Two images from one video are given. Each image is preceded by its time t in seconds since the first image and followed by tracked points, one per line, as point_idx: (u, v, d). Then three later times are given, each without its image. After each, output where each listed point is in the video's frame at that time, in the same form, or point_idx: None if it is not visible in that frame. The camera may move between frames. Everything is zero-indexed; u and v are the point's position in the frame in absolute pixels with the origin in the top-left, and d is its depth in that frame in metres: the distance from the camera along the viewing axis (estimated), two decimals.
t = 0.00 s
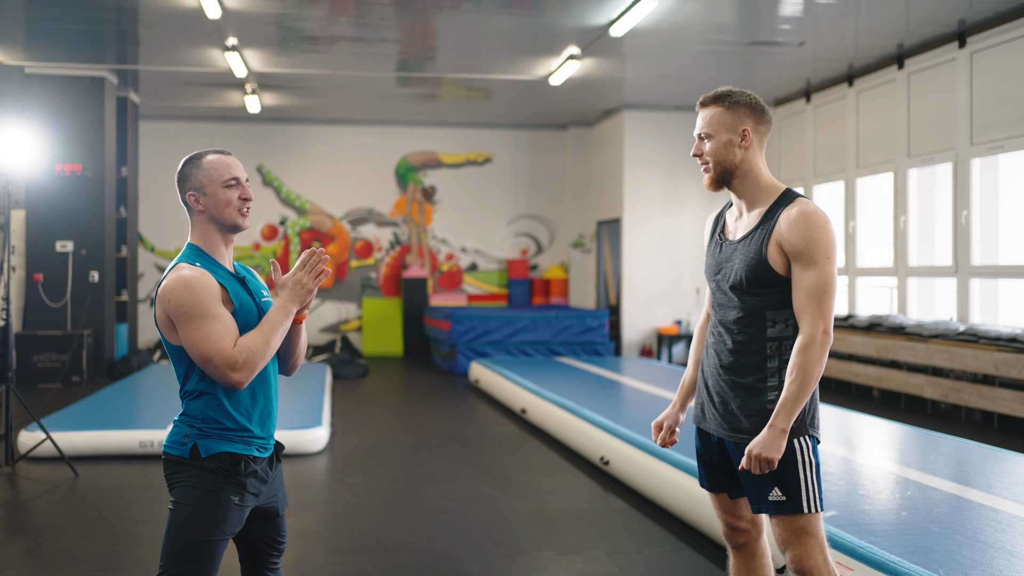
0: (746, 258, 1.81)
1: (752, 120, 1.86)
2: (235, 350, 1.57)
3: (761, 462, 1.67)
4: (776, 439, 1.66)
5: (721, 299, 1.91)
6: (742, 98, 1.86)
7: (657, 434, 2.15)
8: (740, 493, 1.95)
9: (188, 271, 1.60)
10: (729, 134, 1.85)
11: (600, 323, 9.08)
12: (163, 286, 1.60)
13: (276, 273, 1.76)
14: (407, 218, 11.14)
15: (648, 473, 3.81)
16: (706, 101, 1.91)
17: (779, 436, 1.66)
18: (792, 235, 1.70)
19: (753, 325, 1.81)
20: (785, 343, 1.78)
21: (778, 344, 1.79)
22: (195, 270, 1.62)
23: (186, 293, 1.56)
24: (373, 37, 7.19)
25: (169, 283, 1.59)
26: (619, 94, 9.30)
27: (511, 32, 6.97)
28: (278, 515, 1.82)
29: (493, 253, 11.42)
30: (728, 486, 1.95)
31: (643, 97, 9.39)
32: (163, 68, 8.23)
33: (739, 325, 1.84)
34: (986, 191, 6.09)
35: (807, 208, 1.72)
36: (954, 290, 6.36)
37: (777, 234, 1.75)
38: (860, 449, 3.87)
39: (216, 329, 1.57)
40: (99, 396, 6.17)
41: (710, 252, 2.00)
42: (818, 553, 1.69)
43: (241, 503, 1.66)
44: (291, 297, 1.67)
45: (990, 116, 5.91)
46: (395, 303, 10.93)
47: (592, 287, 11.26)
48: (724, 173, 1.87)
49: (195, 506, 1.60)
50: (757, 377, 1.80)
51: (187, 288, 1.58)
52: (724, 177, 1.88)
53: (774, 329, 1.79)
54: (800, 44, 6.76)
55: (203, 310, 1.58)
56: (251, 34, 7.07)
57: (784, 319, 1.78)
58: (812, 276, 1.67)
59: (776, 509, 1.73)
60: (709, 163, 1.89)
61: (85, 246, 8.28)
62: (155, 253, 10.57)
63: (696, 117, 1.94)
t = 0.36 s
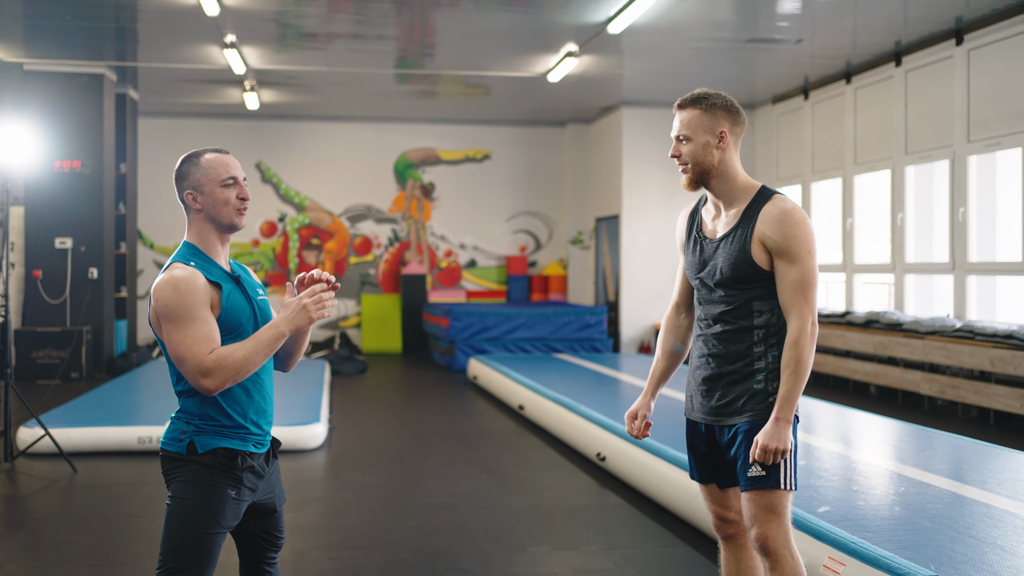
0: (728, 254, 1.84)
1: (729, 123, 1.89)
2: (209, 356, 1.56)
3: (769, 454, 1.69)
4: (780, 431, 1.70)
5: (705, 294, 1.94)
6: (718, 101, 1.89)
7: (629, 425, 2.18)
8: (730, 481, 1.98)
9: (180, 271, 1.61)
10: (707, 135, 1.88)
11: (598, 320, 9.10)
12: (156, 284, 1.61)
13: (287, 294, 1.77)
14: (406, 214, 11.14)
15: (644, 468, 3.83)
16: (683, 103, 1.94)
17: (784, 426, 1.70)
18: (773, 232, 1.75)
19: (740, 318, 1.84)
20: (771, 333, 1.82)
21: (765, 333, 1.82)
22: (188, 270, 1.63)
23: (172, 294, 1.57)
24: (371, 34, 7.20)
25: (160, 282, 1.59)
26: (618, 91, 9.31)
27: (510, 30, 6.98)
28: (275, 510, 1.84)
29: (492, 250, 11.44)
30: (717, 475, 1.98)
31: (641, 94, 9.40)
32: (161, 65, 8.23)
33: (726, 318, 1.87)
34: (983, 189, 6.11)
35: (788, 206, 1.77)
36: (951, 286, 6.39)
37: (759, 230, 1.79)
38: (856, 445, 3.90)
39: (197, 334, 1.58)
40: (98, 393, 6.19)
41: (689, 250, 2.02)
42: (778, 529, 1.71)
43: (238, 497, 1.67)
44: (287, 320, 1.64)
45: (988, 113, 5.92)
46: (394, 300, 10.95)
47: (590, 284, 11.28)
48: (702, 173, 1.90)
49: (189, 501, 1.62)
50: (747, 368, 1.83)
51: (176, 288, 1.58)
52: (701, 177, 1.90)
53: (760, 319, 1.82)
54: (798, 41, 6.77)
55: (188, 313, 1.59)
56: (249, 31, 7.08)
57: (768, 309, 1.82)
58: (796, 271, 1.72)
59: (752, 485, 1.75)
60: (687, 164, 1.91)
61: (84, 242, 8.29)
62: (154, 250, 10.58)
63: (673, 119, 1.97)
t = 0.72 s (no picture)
0: (721, 250, 1.87)
1: (722, 121, 1.91)
2: (200, 357, 1.57)
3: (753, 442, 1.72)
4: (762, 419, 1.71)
5: (702, 291, 1.96)
6: (711, 99, 1.91)
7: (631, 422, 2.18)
8: (732, 475, 1.98)
9: (180, 269, 1.62)
10: (701, 134, 1.90)
11: (599, 316, 9.11)
12: (156, 280, 1.62)
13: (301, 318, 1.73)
14: (406, 211, 11.15)
15: (644, 465, 3.84)
16: (677, 102, 1.95)
17: (766, 415, 1.71)
18: (759, 225, 1.77)
19: (736, 313, 1.86)
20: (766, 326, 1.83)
21: (760, 327, 1.83)
22: (187, 267, 1.64)
23: (170, 292, 1.57)
24: (372, 31, 7.20)
25: (160, 280, 1.60)
26: (619, 88, 9.30)
27: (510, 27, 6.98)
28: (274, 506, 1.85)
29: (492, 246, 11.44)
30: (718, 467, 1.99)
31: (642, 91, 9.40)
32: (161, 61, 8.23)
33: (722, 313, 1.89)
34: (983, 186, 6.12)
35: (774, 198, 1.78)
36: (951, 283, 6.40)
37: (747, 225, 1.81)
38: (856, 442, 3.91)
39: (189, 334, 1.58)
40: (99, 389, 6.20)
41: (687, 249, 2.04)
42: (777, 522, 1.75)
43: (237, 493, 1.69)
44: (285, 338, 1.61)
45: (989, 109, 5.92)
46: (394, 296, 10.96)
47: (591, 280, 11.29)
48: (695, 170, 1.92)
49: (189, 496, 1.63)
50: (744, 361, 1.85)
51: (173, 286, 1.59)
52: (695, 174, 1.92)
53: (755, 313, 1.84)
54: (799, 38, 6.76)
55: (182, 312, 1.59)
56: (250, 28, 7.08)
57: (762, 303, 1.83)
58: (782, 262, 1.73)
59: (749, 478, 1.78)
60: (681, 162, 1.93)
61: (85, 239, 8.30)
62: (155, 246, 10.59)
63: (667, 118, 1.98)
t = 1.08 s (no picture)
0: (736, 243, 1.90)
1: (741, 115, 1.93)
2: (200, 352, 1.59)
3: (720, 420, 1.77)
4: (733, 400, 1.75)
5: (722, 286, 1.99)
6: (731, 93, 1.93)
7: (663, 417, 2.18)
8: (755, 467, 2.00)
9: (188, 262, 1.63)
10: (720, 128, 1.92)
11: (601, 312, 9.12)
12: (164, 273, 1.63)
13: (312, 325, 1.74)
14: (409, 207, 11.16)
15: (648, 460, 3.86)
16: (699, 95, 1.97)
17: (737, 398, 1.75)
18: (768, 217, 1.80)
19: (753, 306, 1.89)
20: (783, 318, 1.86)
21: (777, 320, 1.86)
22: (196, 261, 1.65)
23: (178, 284, 1.58)
24: (374, 26, 7.20)
25: (169, 273, 1.61)
26: (622, 84, 9.30)
27: (513, 22, 6.98)
28: (282, 498, 1.87)
29: (495, 242, 11.45)
30: (741, 460, 2.01)
31: (645, 87, 9.39)
32: (165, 57, 8.24)
33: (741, 306, 1.92)
34: (987, 182, 6.11)
35: (789, 190, 1.80)
36: (953, 279, 6.39)
37: (757, 217, 1.84)
38: (859, 436, 3.92)
39: (192, 328, 1.60)
40: (104, 384, 6.23)
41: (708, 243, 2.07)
42: (798, 517, 1.80)
43: (246, 484, 1.70)
44: (287, 344, 1.63)
45: (992, 105, 5.91)
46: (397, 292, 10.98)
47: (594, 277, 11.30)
48: (714, 164, 1.94)
49: (198, 488, 1.64)
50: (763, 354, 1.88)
51: (181, 278, 1.60)
52: (713, 167, 1.95)
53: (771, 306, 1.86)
54: (802, 34, 6.75)
55: (188, 305, 1.60)
56: (253, 23, 7.09)
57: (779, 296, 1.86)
58: (785, 252, 1.76)
59: (773, 473, 1.82)
60: (700, 155, 1.96)
61: (88, 234, 8.32)
62: (158, 242, 10.61)
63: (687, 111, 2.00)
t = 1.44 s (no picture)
0: (779, 236, 1.92)
1: (794, 108, 1.95)
2: (209, 344, 1.61)
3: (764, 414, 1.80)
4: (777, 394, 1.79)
5: (760, 278, 2.01)
6: (788, 86, 1.95)
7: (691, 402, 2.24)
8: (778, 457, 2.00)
9: (199, 254, 1.65)
10: (773, 119, 1.94)
11: (604, 308, 9.14)
12: (175, 263, 1.65)
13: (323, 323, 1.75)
14: (411, 203, 11.18)
15: (652, 454, 3.88)
16: (754, 84, 1.99)
17: (780, 392, 1.79)
18: (818, 212, 1.82)
19: (789, 301, 1.92)
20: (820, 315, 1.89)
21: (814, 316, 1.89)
22: (206, 252, 1.67)
23: (188, 276, 1.60)
24: (377, 21, 7.20)
25: (180, 264, 1.63)
26: (625, 79, 9.30)
27: (516, 17, 6.98)
28: (291, 488, 1.89)
29: (497, 238, 11.47)
30: (752, 443, 2.02)
31: (648, 82, 9.39)
32: (168, 53, 8.24)
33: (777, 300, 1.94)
34: (990, 177, 6.12)
35: (836, 187, 1.82)
36: (956, 274, 6.41)
37: (806, 212, 1.86)
38: (862, 430, 3.93)
39: (202, 320, 1.62)
40: (108, 379, 6.25)
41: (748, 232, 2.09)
42: (832, 504, 1.89)
43: (256, 474, 1.72)
44: (296, 338, 1.65)
45: (995, 101, 5.91)
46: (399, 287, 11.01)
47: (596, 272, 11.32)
48: (763, 154, 1.97)
49: (211, 477, 1.67)
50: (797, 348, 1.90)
51: (191, 270, 1.62)
52: (762, 158, 1.98)
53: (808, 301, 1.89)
54: (805, 29, 6.75)
55: (198, 297, 1.62)
56: (257, 18, 7.10)
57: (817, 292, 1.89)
58: (834, 250, 1.78)
59: (808, 465, 1.90)
60: (749, 144, 1.98)
61: (92, 229, 8.34)
62: (161, 237, 10.64)
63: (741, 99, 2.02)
